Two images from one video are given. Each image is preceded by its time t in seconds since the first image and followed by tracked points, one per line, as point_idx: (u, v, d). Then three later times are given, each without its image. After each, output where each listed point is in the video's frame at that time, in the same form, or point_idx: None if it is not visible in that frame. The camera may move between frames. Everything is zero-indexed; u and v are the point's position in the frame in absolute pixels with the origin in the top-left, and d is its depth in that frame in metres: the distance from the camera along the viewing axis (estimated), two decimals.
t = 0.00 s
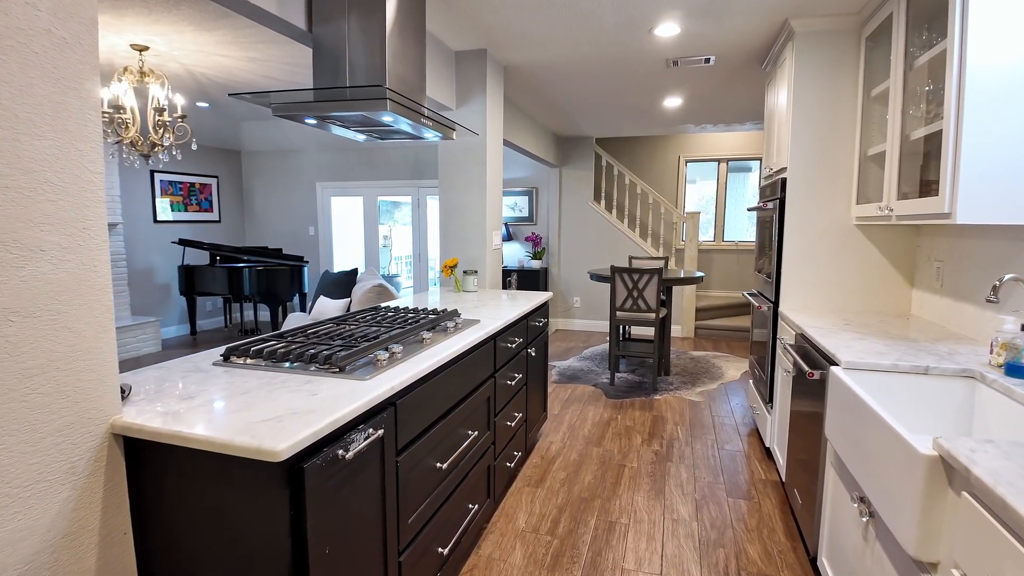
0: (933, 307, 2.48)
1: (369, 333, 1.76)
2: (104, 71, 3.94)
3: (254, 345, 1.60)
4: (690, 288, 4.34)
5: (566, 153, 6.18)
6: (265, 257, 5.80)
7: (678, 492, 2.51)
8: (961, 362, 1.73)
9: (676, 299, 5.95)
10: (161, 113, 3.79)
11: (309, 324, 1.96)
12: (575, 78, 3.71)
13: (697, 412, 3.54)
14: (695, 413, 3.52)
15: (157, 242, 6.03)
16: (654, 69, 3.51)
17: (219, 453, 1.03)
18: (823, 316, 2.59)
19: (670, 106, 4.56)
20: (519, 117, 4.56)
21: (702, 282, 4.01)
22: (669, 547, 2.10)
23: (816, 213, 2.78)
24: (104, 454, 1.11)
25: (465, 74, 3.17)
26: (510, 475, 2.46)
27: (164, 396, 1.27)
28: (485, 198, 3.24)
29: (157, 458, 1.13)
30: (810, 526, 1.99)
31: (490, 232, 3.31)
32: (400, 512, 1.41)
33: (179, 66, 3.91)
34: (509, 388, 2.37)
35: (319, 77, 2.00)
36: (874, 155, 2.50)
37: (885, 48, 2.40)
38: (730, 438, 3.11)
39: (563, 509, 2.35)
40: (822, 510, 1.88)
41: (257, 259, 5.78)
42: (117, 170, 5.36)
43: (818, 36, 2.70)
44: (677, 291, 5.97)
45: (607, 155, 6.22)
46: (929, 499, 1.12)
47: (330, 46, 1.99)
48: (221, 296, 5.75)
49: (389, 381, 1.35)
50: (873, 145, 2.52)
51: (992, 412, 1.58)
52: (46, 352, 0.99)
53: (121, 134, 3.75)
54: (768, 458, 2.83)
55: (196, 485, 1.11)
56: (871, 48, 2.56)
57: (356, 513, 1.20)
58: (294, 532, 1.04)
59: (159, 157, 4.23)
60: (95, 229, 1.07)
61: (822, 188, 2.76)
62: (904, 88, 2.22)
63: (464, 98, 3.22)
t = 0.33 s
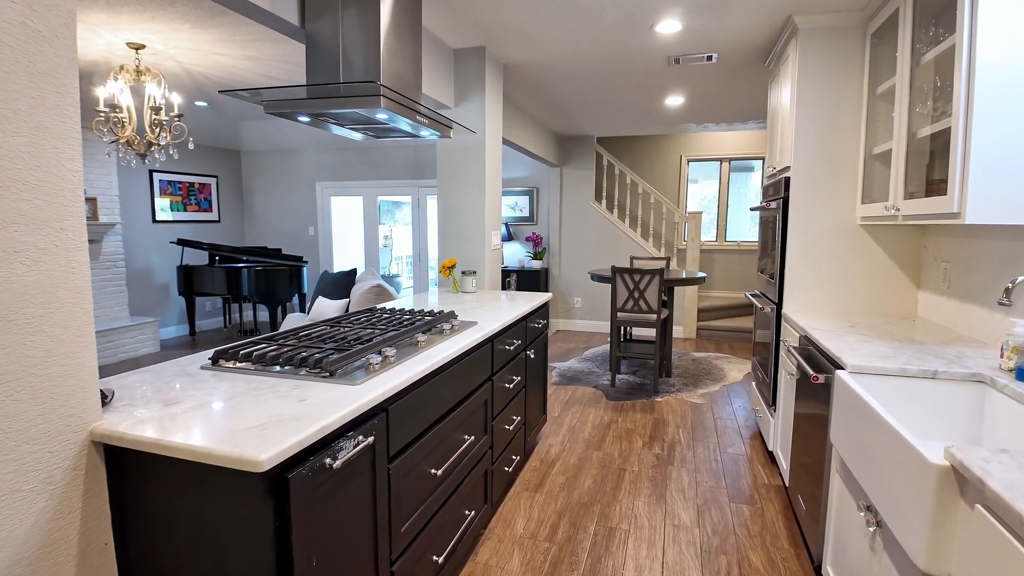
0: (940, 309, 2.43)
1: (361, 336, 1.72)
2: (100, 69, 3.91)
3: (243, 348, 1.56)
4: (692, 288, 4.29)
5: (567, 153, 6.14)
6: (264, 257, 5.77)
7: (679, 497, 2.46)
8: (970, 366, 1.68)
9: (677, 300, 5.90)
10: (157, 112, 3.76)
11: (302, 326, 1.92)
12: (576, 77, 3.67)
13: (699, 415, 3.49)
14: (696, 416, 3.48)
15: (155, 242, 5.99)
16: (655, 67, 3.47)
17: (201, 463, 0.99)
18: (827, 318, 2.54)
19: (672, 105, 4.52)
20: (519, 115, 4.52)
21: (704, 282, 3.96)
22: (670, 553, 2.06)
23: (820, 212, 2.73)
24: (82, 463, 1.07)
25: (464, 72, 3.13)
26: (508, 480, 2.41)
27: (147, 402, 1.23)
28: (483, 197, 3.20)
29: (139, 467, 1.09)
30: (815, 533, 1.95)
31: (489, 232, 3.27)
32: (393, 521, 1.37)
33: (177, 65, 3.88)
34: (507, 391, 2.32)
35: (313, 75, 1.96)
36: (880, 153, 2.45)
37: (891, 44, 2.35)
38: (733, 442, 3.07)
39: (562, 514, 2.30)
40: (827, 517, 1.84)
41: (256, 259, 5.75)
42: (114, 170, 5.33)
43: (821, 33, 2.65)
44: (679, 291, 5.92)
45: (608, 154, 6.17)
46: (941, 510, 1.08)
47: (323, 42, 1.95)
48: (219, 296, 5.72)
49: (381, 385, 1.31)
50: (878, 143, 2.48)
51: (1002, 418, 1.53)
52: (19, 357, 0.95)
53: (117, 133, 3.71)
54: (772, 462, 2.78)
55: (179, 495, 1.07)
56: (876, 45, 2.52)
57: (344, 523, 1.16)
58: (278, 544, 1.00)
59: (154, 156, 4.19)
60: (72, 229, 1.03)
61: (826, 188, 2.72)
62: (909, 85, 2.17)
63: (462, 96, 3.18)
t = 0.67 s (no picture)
0: (947, 311, 2.38)
1: (354, 339, 1.68)
2: (96, 67, 3.88)
3: (232, 351, 1.52)
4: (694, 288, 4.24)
5: (568, 152, 6.10)
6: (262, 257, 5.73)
7: (681, 502, 2.41)
8: (979, 371, 1.63)
9: (679, 301, 5.85)
10: (154, 111, 3.72)
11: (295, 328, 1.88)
12: (576, 75, 3.63)
13: (701, 417, 3.45)
14: (698, 418, 3.43)
15: (154, 242, 5.97)
16: (656, 65, 3.43)
17: (181, 473, 0.95)
18: (832, 320, 2.49)
19: (674, 103, 4.47)
20: (520, 114, 4.48)
21: (706, 282, 3.92)
22: (670, 560, 2.01)
23: (824, 213, 2.68)
24: (60, 472, 1.03)
25: (462, 71, 3.09)
26: (506, 485, 2.37)
27: (129, 408, 1.19)
28: (482, 197, 3.16)
29: (119, 477, 1.05)
30: (819, 541, 1.90)
31: (488, 232, 3.23)
32: (384, 531, 1.33)
33: (174, 64, 3.85)
34: (505, 394, 2.28)
35: (306, 73, 1.92)
36: (886, 152, 2.40)
37: (897, 41, 2.31)
38: (735, 445, 3.02)
39: (561, 520, 2.26)
40: (831, 525, 1.80)
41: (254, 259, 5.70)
42: (113, 170, 5.31)
43: (826, 30, 2.60)
44: (681, 292, 5.87)
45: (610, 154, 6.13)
46: (951, 523, 1.03)
47: (317, 39, 1.91)
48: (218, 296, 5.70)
49: (371, 391, 1.27)
50: (884, 141, 2.43)
51: (1013, 424, 1.49)
52: None
53: (114, 132, 3.68)
54: (775, 466, 2.74)
55: (160, 506, 1.03)
56: (882, 42, 2.47)
57: (332, 535, 1.12)
58: (261, 559, 0.96)
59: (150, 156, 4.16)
60: (48, 230, 1.00)
61: (830, 188, 2.67)
62: (916, 82, 2.12)
63: (461, 94, 3.13)
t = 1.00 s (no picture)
0: (955, 313, 2.33)
1: (346, 342, 1.63)
2: (93, 66, 3.86)
3: (221, 355, 1.48)
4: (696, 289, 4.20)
5: (569, 152, 6.06)
6: (262, 257, 5.70)
7: (683, 509, 2.36)
8: (990, 376, 1.59)
9: (681, 302, 5.81)
10: (151, 110, 3.69)
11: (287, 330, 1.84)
12: (577, 73, 3.59)
13: (703, 420, 3.40)
14: (701, 421, 3.39)
15: (154, 242, 5.95)
16: (658, 63, 3.38)
17: (160, 485, 0.92)
18: (837, 322, 2.44)
19: (676, 102, 4.42)
20: (520, 113, 4.43)
21: (707, 283, 3.87)
22: (671, 568, 1.97)
23: (828, 213, 2.64)
24: (36, 482, 0.99)
25: (461, 69, 3.05)
26: (504, 490, 2.33)
27: (111, 414, 1.15)
28: (481, 196, 3.12)
29: (97, 486, 1.01)
30: (824, 549, 1.85)
31: (487, 232, 3.19)
32: (375, 542, 1.29)
33: (172, 63, 3.83)
34: (503, 398, 2.24)
35: (300, 69, 1.89)
36: (892, 151, 2.35)
37: (904, 37, 2.26)
38: (738, 449, 2.98)
39: (559, 527, 2.22)
40: (836, 533, 1.75)
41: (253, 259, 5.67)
42: (112, 170, 5.27)
43: (831, 26, 2.55)
44: (683, 292, 5.82)
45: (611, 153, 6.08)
46: (966, 537, 0.99)
47: (310, 35, 1.87)
48: (218, 296, 5.67)
49: (362, 397, 1.23)
50: (891, 140, 2.38)
51: None
52: None
53: (110, 132, 3.67)
54: (778, 470, 2.69)
55: (140, 518, 0.99)
56: (888, 39, 2.42)
57: (318, 547, 1.08)
58: None
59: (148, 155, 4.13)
60: (24, 231, 0.96)
61: (835, 187, 2.62)
62: (923, 78, 2.07)
63: (459, 92, 3.09)
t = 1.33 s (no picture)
0: (963, 315, 2.28)
1: (339, 344, 1.59)
2: (91, 65, 3.84)
3: (210, 358, 1.44)
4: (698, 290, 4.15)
5: (571, 151, 6.01)
6: (261, 257, 5.67)
7: (686, 514, 2.32)
8: (1002, 380, 1.54)
9: (684, 302, 5.76)
10: (148, 109, 3.66)
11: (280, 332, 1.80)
12: (579, 71, 3.55)
13: (706, 423, 3.35)
14: (704, 424, 3.34)
15: (154, 242, 5.93)
16: (660, 61, 3.34)
17: (138, 495, 0.88)
18: (843, 324, 2.40)
19: (679, 101, 4.37)
20: (521, 112, 4.39)
21: (710, 284, 3.82)
22: None
23: (834, 212, 2.59)
24: (12, 491, 0.96)
25: (460, 67, 3.01)
26: (503, 494, 2.29)
27: (93, 419, 1.11)
28: (480, 195, 3.07)
29: (75, 495, 0.97)
30: (830, 557, 1.81)
31: (487, 232, 3.15)
32: (366, 552, 1.25)
33: (170, 62, 3.79)
34: (501, 401, 2.20)
35: (294, 66, 1.85)
36: (899, 149, 2.30)
37: (912, 33, 2.21)
38: (741, 452, 2.93)
39: (559, 532, 2.17)
40: (842, 541, 1.71)
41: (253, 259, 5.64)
42: (112, 169, 5.24)
43: (837, 22, 2.50)
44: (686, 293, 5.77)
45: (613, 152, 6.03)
46: (979, 553, 0.94)
47: (304, 31, 1.83)
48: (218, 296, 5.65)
49: (353, 401, 1.19)
50: (898, 138, 2.32)
51: None
52: None
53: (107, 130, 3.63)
54: (782, 475, 2.64)
55: (118, 530, 0.95)
56: (895, 35, 2.37)
57: (304, 558, 1.04)
58: None
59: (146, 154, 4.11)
60: None
61: (841, 187, 2.57)
62: (932, 76, 2.02)
63: (459, 90, 3.05)
